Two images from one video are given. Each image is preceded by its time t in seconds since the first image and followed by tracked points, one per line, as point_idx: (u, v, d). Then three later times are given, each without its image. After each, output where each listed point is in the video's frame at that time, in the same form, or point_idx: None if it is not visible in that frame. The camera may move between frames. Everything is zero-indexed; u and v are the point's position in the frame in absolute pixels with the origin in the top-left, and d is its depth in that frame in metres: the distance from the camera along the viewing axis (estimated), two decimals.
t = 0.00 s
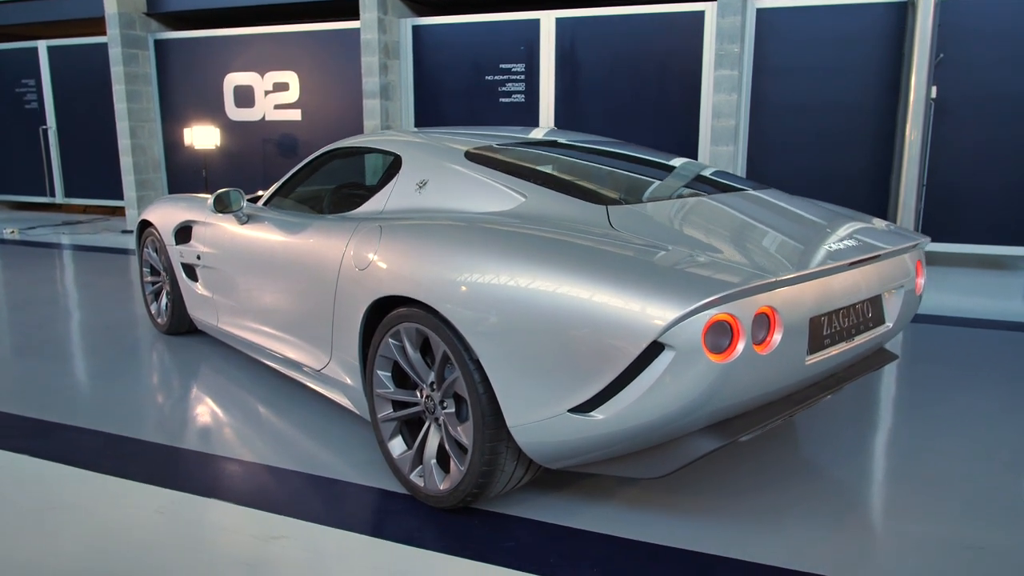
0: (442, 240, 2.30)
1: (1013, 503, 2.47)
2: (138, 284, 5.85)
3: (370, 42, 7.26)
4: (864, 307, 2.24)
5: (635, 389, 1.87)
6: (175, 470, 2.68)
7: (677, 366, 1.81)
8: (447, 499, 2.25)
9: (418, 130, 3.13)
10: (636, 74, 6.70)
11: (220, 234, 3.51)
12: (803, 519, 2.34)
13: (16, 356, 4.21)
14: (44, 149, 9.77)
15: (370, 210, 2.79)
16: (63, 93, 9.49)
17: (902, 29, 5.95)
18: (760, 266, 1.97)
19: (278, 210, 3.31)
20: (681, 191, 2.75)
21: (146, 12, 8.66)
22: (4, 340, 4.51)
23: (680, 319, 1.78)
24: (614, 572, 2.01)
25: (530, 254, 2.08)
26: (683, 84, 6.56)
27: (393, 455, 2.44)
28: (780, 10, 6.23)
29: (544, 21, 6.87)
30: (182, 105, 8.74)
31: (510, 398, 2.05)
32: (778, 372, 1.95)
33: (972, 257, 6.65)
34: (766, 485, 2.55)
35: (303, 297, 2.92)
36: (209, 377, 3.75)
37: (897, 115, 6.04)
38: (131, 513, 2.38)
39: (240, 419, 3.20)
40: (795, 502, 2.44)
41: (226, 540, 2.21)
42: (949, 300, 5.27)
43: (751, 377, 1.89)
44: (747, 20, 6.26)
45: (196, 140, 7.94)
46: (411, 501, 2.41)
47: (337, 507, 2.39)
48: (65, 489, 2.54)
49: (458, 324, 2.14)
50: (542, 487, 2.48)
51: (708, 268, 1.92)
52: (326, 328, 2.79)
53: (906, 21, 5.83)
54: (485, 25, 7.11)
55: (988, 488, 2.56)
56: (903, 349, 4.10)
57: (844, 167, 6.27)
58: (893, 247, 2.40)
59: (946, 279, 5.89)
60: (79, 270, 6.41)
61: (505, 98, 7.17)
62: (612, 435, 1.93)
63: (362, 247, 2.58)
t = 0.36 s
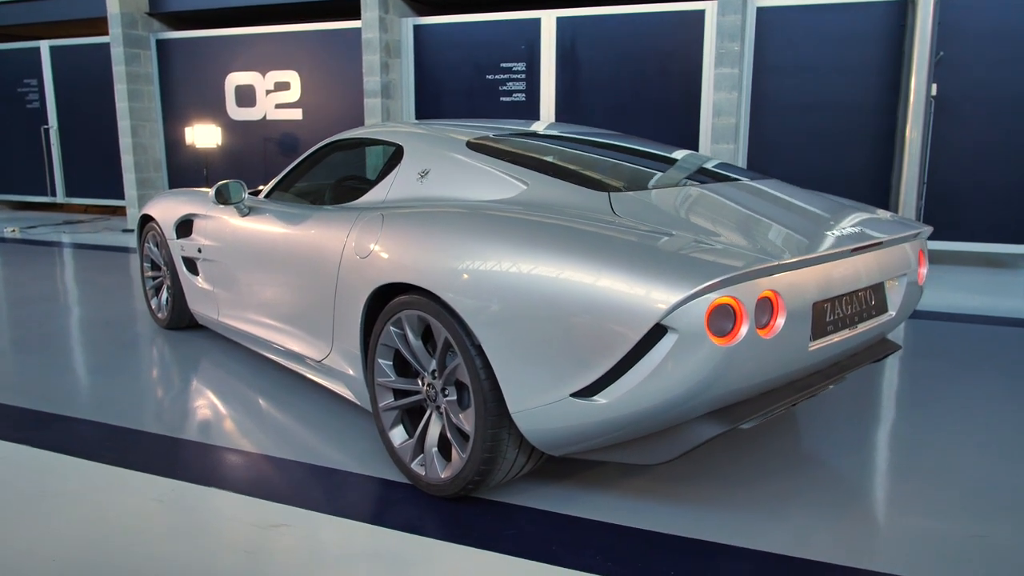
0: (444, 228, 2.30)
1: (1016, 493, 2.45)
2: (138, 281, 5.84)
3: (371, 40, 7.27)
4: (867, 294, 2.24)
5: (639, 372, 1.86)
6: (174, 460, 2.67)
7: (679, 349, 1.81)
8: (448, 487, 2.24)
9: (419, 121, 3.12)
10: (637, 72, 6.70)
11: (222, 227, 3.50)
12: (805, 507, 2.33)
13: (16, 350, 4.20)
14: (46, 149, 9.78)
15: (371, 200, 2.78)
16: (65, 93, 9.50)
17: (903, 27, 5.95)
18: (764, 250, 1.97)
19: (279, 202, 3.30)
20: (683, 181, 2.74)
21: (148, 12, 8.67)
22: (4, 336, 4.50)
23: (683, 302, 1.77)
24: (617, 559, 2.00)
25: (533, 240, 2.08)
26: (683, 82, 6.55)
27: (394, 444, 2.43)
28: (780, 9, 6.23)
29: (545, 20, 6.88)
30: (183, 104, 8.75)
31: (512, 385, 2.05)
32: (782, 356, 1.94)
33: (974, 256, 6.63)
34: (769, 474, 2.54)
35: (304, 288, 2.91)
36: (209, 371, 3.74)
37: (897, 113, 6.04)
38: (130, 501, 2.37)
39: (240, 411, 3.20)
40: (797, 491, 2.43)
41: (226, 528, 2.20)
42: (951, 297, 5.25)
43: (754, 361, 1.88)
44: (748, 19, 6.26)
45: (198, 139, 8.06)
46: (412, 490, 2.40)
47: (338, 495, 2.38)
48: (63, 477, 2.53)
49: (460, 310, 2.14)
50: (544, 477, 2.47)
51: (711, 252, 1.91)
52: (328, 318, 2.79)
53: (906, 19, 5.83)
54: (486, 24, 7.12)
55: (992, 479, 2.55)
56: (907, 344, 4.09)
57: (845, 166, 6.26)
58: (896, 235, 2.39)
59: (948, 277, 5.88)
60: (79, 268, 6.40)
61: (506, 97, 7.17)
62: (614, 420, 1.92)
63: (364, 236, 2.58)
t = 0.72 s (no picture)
0: (446, 220, 2.30)
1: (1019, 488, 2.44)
2: (140, 282, 5.84)
3: (373, 44, 7.29)
4: (869, 286, 2.24)
5: (641, 361, 1.86)
6: (175, 454, 2.66)
7: (682, 337, 1.81)
8: (451, 479, 2.23)
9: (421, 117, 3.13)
10: (637, 75, 6.72)
11: (224, 224, 3.51)
12: (807, 501, 2.32)
13: (17, 349, 4.20)
14: (48, 152, 9.80)
15: (373, 194, 2.79)
16: (68, 96, 9.53)
17: (902, 30, 5.98)
18: (767, 239, 1.97)
19: (281, 198, 3.31)
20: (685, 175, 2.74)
21: (151, 16, 8.70)
22: (6, 334, 4.50)
23: (685, 289, 1.78)
24: (619, 550, 2.00)
25: (536, 230, 2.08)
26: (683, 86, 6.58)
27: (395, 437, 2.43)
28: (780, 12, 6.26)
29: (546, 24, 6.92)
30: (186, 108, 8.77)
31: (515, 375, 2.05)
32: (785, 346, 1.94)
33: (975, 259, 6.63)
34: (771, 469, 2.53)
35: (306, 283, 2.91)
36: (210, 369, 3.73)
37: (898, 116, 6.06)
38: (130, 493, 2.36)
39: (241, 407, 3.19)
40: (799, 485, 2.43)
41: (227, 520, 2.19)
42: (953, 299, 5.25)
43: (758, 350, 1.88)
44: (748, 22, 6.30)
45: (200, 142, 8.07)
46: (414, 483, 2.39)
47: (339, 488, 2.38)
48: (63, 470, 2.52)
49: (462, 301, 2.14)
50: (545, 470, 2.46)
51: (714, 242, 1.91)
52: (330, 313, 2.79)
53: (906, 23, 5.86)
54: (487, 28, 7.15)
55: (996, 474, 2.54)
56: (909, 344, 4.08)
57: (846, 168, 6.27)
58: (898, 228, 2.39)
59: (949, 280, 5.87)
60: (80, 269, 6.40)
61: (507, 100, 7.19)
62: (617, 408, 1.92)
63: (367, 230, 2.58)
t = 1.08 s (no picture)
0: (449, 218, 2.31)
1: None
2: (142, 289, 5.85)
3: (376, 54, 7.34)
4: (871, 284, 2.24)
5: (643, 355, 1.87)
6: (177, 454, 2.65)
7: (685, 329, 1.81)
8: (453, 477, 2.22)
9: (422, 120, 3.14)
10: (638, 84, 6.76)
11: (227, 228, 3.52)
12: (812, 500, 2.31)
13: (20, 353, 4.20)
14: (52, 163, 9.85)
15: (375, 195, 2.80)
16: (72, 107, 9.58)
17: (900, 39, 6.02)
18: (768, 234, 1.98)
19: (284, 201, 3.32)
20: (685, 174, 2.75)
21: (156, 27, 8.77)
22: (7, 339, 4.50)
23: (688, 282, 1.79)
24: (623, 547, 1.99)
25: (538, 226, 2.09)
26: (683, 95, 6.61)
27: (398, 436, 2.42)
28: (779, 22, 6.31)
29: (546, 34, 6.97)
30: (189, 118, 8.82)
31: (517, 371, 2.05)
32: (788, 340, 1.94)
33: (975, 267, 6.63)
34: (775, 469, 2.53)
35: (308, 284, 2.92)
36: (211, 373, 3.73)
37: (897, 124, 6.08)
38: (132, 492, 2.35)
39: (242, 409, 3.19)
40: (803, 485, 2.42)
41: (229, 518, 2.18)
42: (955, 306, 5.24)
43: (761, 343, 1.88)
44: (747, 32, 6.34)
45: (204, 152, 8.14)
46: (416, 482, 2.38)
47: (341, 487, 2.37)
48: (65, 469, 2.51)
49: (465, 297, 2.14)
50: (548, 470, 2.45)
51: (716, 236, 1.92)
52: (332, 313, 2.79)
53: (904, 32, 5.90)
54: (489, 38, 7.20)
55: (1001, 475, 2.53)
56: (911, 349, 4.07)
57: (846, 176, 6.29)
58: (900, 226, 2.40)
59: (951, 288, 5.87)
60: (83, 276, 6.41)
61: (509, 110, 7.23)
62: (619, 403, 1.92)
63: (370, 230, 2.59)
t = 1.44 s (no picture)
0: (451, 221, 2.33)
1: None
2: (144, 301, 5.86)
3: (378, 69, 7.40)
4: (871, 286, 2.26)
5: (645, 353, 1.87)
6: (178, 458, 2.65)
7: (687, 327, 1.82)
8: (455, 479, 2.22)
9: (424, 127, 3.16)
10: (638, 98, 6.81)
11: (229, 236, 3.54)
12: (814, 503, 2.30)
13: (21, 362, 4.21)
14: (55, 177, 9.90)
15: (377, 201, 2.82)
16: (76, 122, 9.65)
17: (898, 53, 6.07)
18: (769, 234, 1.99)
19: (286, 209, 3.34)
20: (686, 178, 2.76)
21: (160, 43, 8.85)
22: (9, 349, 4.50)
23: (689, 279, 1.80)
24: (625, 548, 1.98)
25: (541, 227, 2.10)
26: (684, 108, 6.66)
27: (400, 439, 2.42)
28: (779, 36, 6.37)
29: (547, 49, 7.04)
30: (192, 132, 8.88)
31: (520, 371, 2.05)
32: (789, 339, 1.95)
33: (976, 279, 6.64)
34: (777, 473, 2.52)
35: (311, 289, 2.93)
36: (213, 381, 3.73)
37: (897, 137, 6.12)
38: (133, 494, 2.35)
39: (243, 415, 3.19)
40: (805, 488, 2.41)
41: (229, 520, 2.18)
42: (956, 318, 5.25)
43: (762, 342, 1.89)
44: (746, 46, 6.41)
45: (206, 166, 8.18)
46: (417, 485, 2.38)
47: (342, 490, 2.37)
48: (66, 472, 2.51)
49: (468, 298, 2.15)
50: (550, 473, 2.45)
51: (717, 236, 1.93)
52: (334, 318, 2.80)
53: (902, 45, 5.95)
54: (490, 53, 7.26)
55: (1003, 479, 2.53)
56: (913, 358, 4.08)
57: (846, 189, 6.32)
58: (900, 229, 2.41)
59: (951, 300, 5.88)
60: (85, 289, 6.43)
61: (510, 124, 7.28)
62: (622, 402, 1.92)
63: (372, 234, 2.61)
